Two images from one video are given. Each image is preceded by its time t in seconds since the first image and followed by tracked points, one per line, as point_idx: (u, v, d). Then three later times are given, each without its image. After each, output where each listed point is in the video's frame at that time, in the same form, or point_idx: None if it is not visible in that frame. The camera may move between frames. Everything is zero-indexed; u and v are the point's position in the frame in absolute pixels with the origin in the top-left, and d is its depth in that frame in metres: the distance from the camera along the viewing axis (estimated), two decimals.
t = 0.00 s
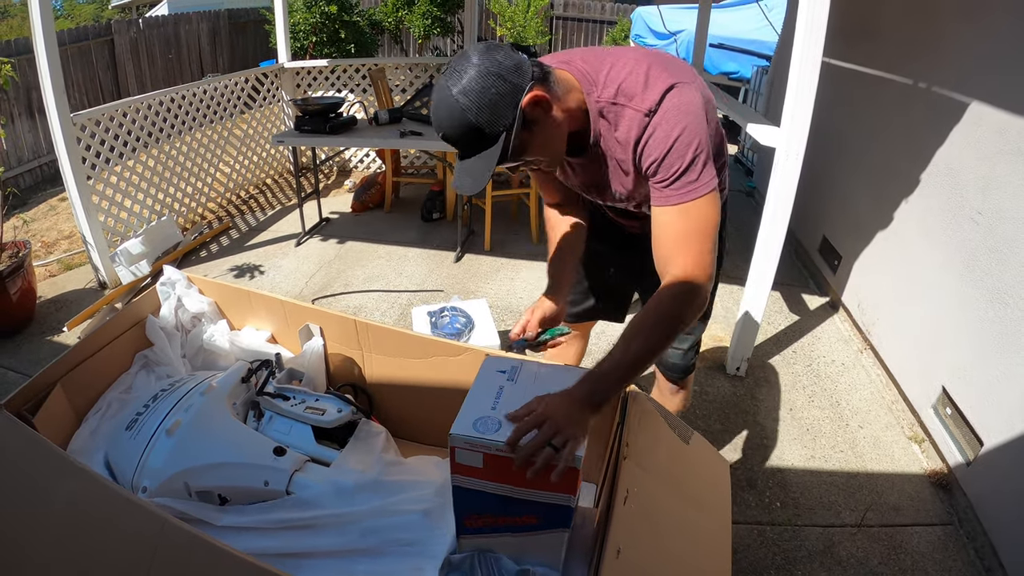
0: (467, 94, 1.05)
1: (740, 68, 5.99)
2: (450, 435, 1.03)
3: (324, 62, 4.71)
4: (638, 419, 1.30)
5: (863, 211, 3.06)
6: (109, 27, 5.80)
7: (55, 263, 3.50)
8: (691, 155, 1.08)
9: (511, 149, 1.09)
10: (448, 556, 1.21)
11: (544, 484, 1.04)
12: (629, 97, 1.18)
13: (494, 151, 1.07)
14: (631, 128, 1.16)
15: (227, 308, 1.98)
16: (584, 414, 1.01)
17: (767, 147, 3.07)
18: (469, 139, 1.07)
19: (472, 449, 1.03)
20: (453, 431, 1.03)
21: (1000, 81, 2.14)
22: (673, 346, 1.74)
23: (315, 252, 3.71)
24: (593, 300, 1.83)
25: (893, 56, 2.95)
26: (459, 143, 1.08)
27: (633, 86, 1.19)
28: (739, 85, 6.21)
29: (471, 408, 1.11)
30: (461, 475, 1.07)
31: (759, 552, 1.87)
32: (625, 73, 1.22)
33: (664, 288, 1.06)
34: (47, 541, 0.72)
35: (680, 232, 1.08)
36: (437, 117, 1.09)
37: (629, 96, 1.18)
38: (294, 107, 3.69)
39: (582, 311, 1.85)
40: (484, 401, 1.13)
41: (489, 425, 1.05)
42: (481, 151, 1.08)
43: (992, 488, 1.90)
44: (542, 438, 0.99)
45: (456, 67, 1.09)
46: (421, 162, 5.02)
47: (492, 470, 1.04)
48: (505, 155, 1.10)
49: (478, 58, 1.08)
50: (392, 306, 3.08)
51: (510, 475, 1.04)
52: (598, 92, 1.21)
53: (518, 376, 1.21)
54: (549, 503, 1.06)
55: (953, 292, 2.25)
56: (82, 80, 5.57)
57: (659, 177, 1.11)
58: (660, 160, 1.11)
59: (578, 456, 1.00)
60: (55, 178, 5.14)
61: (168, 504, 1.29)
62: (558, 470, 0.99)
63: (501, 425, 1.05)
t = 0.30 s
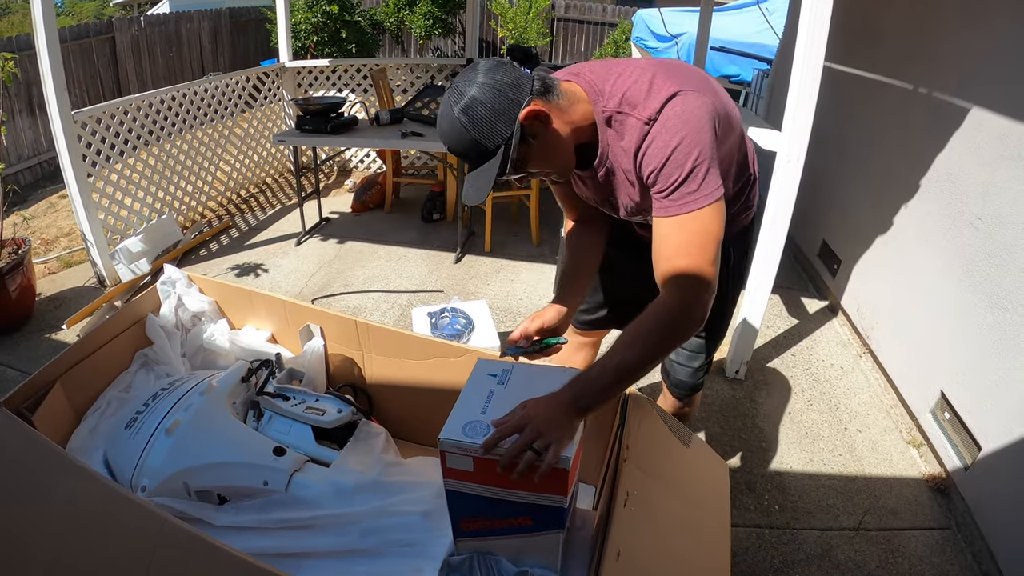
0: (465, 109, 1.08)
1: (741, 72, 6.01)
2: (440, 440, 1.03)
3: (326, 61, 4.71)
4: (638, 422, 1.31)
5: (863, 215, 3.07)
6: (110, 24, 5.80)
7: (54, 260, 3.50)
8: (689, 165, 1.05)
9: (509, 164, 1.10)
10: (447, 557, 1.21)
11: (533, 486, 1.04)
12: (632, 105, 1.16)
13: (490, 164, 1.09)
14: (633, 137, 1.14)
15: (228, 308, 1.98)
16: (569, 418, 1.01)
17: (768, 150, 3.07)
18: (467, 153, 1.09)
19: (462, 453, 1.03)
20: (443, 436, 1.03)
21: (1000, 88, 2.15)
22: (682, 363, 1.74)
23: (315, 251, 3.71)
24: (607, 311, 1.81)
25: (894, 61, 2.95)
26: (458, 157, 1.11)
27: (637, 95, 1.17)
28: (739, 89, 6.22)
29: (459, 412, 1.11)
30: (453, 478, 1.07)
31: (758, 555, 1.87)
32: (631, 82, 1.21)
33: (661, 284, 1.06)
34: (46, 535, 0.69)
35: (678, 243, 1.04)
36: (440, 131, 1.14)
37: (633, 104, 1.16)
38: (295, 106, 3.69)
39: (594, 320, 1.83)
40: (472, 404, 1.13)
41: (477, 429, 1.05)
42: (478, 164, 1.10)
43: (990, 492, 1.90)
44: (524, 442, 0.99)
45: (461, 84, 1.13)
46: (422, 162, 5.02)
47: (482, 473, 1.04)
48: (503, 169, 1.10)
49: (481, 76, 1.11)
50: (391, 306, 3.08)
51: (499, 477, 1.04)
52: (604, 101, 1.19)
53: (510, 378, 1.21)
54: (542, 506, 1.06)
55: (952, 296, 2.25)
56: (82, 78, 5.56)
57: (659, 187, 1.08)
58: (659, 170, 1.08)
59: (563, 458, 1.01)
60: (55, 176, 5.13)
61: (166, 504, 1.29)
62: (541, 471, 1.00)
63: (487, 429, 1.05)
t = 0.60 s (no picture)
0: (467, 114, 1.08)
1: (741, 73, 6.00)
2: (438, 441, 1.03)
3: (326, 61, 4.70)
4: (639, 424, 1.31)
5: (863, 217, 3.07)
6: (111, 24, 5.80)
7: (54, 260, 3.49)
8: (694, 171, 1.04)
9: (513, 168, 1.10)
10: (448, 557, 1.21)
11: (532, 487, 1.04)
12: (637, 109, 1.15)
13: (493, 169, 1.09)
14: (636, 142, 1.14)
15: (228, 308, 1.98)
16: (567, 420, 1.02)
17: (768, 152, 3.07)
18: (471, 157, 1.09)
19: (461, 454, 1.03)
20: (442, 437, 1.04)
21: (1000, 91, 2.15)
22: (684, 372, 1.74)
23: (315, 252, 3.71)
24: (608, 315, 1.81)
25: (895, 62, 2.95)
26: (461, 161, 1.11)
27: (642, 100, 1.16)
28: (740, 89, 6.22)
29: (457, 413, 1.11)
30: (453, 479, 1.08)
31: (758, 556, 1.87)
32: (636, 86, 1.20)
33: (662, 287, 1.06)
34: (47, 533, 0.69)
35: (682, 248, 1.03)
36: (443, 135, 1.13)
37: (638, 108, 1.15)
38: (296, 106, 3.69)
39: (597, 323, 1.84)
40: (470, 405, 1.13)
41: (475, 430, 1.05)
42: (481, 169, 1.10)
43: (990, 494, 1.90)
44: (522, 445, 0.99)
45: (463, 88, 1.13)
46: (422, 163, 5.02)
47: (480, 474, 1.05)
48: (506, 174, 1.11)
49: (485, 80, 1.11)
50: (391, 307, 3.08)
51: (498, 478, 1.04)
52: (608, 105, 1.19)
53: (507, 379, 1.21)
54: (541, 507, 1.06)
55: (953, 298, 2.25)
56: (83, 78, 5.56)
57: (663, 194, 1.07)
58: (663, 176, 1.07)
59: (561, 460, 1.01)
60: (55, 175, 5.13)
61: (166, 503, 1.29)
62: (540, 469, 1.00)
63: (485, 431, 1.05)
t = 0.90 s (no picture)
0: (457, 114, 1.08)
1: (737, 69, 6.01)
2: (438, 435, 1.04)
3: (322, 59, 4.69)
4: (636, 421, 1.31)
5: (860, 213, 3.07)
6: (106, 23, 5.77)
7: (51, 260, 3.48)
8: (689, 167, 1.04)
9: (506, 169, 1.10)
10: (446, 554, 1.21)
11: (532, 485, 1.03)
12: (630, 105, 1.15)
13: (486, 169, 1.09)
14: (629, 137, 1.14)
15: (225, 306, 1.97)
16: (565, 417, 1.01)
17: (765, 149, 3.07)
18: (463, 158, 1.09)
19: (459, 448, 1.03)
20: (441, 431, 1.04)
21: (997, 87, 2.16)
22: (681, 369, 1.74)
23: (313, 250, 3.70)
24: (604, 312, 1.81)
25: (892, 59, 2.96)
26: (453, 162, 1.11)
27: (635, 95, 1.16)
28: (736, 86, 6.23)
29: (460, 409, 1.11)
30: (452, 474, 1.08)
31: (756, 552, 1.87)
32: (629, 81, 1.20)
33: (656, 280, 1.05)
34: (45, 530, 0.70)
35: (677, 244, 1.03)
36: (434, 137, 1.14)
37: (631, 103, 1.15)
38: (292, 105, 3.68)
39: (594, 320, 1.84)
40: (471, 402, 1.13)
41: (476, 427, 1.05)
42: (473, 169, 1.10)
43: (988, 490, 1.91)
44: (521, 442, 0.99)
45: (453, 88, 1.13)
46: (419, 161, 5.01)
47: (479, 470, 1.05)
48: (499, 174, 1.10)
49: (475, 80, 1.11)
50: (389, 305, 3.08)
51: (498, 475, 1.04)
52: (601, 101, 1.19)
53: (510, 378, 1.21)
54: (539, 504, 1.06)
55: (950, 294, 2.25)
56: (78, 77, 5.54)
57: (658, 190, 1.07)
58: (657, 171, 1.07)
59: (560, 459, 1.00)
60: (51, 174, 5.11)
61: (164, 502, 1.29)
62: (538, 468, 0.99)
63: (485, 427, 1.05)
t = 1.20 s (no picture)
0: (455, 113, 1.08)
1: (736, 68, 6.00)
2: (433, 437, 1.04)
3: (321, 59, 4.69)
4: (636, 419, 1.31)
5: (860, 212, 3.07)
6: (105, 23, 5.76)
7: (50, 261, 3.48)
8: (684, 165, 1.04)
9: (507, 166, 1.10)
10: (446, 555, 1.21)
11: (529, 484, 1.03)
12: (625, 102, 1.15)
13: (486, 167, 1.09)
14: (624, 135, 1.13)
15: (224, 307, 1.97)
16: (562, 414, 1.00)
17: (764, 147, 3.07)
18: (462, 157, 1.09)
19: (456, 450, 1.03)
20: (437, 433, 1.04)
21: (997, 85, 2.15)
22: (678, 363, 1.74)
23: (312, 250, 3.70)
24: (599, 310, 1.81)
25: (891, 57, 2.95)
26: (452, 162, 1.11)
27: (631, 92, 1.16)
28: (735, 85, 6.22)
29: (455, 410, 1.11)
30: (451, 475, 1.07)
31: (757, 552, 1.87)
32: (624, 78, 1.19)
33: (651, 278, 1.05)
34: (46, 530, 0.69)
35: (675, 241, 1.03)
36: (432, 138, 1.13)
37: (626, 101, 1.15)
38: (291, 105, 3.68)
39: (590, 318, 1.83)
40: (466, 402, 1.13)
41: (471, 428, 1.05)
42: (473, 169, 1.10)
43: (988, 488, 1.91)
44: (519, 441, 0.98)
45: (450, 87, 1.13)
46: (418, 160, 5.01)
47: (476, 470, 1.04)
48: (500, 172, 1.10)
49: (472, 78, 1.11)
50: (388, 305, 3.08)
51: (495, 476, 1.04)
52: (596, 98, 1.18)
53: (505, 377, 1.20)
54: (538, 504, 1.06)
55: (950, 293, 2.25)
56: (77, 77, 5.53)
57: (652, 188, 1.07)
58: (652, 169, 1.07)
59: (558, 455, 1.00)
60: (50, 175, 5.11)
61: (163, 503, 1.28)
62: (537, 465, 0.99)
63: (481, 428, 1.05)
